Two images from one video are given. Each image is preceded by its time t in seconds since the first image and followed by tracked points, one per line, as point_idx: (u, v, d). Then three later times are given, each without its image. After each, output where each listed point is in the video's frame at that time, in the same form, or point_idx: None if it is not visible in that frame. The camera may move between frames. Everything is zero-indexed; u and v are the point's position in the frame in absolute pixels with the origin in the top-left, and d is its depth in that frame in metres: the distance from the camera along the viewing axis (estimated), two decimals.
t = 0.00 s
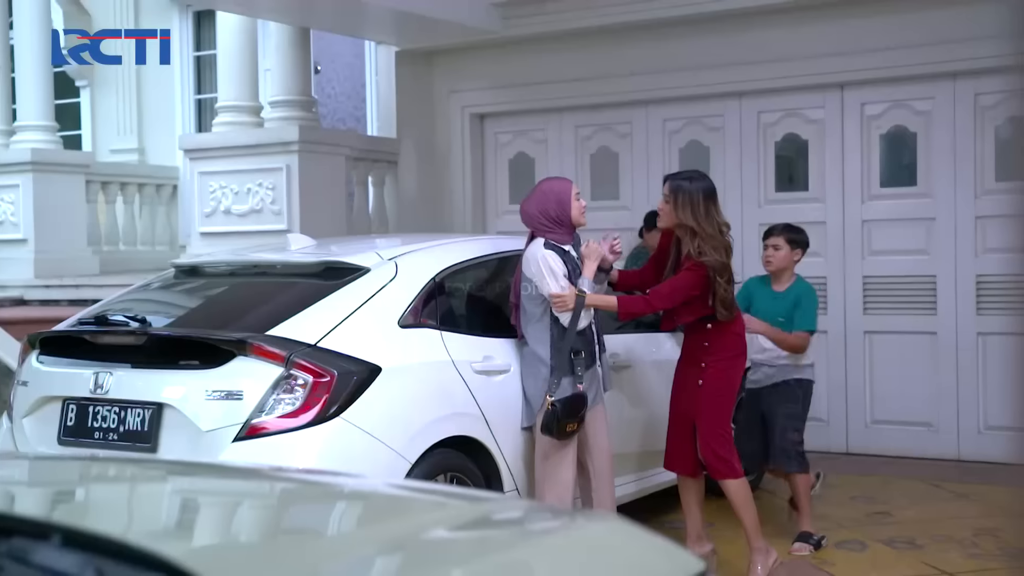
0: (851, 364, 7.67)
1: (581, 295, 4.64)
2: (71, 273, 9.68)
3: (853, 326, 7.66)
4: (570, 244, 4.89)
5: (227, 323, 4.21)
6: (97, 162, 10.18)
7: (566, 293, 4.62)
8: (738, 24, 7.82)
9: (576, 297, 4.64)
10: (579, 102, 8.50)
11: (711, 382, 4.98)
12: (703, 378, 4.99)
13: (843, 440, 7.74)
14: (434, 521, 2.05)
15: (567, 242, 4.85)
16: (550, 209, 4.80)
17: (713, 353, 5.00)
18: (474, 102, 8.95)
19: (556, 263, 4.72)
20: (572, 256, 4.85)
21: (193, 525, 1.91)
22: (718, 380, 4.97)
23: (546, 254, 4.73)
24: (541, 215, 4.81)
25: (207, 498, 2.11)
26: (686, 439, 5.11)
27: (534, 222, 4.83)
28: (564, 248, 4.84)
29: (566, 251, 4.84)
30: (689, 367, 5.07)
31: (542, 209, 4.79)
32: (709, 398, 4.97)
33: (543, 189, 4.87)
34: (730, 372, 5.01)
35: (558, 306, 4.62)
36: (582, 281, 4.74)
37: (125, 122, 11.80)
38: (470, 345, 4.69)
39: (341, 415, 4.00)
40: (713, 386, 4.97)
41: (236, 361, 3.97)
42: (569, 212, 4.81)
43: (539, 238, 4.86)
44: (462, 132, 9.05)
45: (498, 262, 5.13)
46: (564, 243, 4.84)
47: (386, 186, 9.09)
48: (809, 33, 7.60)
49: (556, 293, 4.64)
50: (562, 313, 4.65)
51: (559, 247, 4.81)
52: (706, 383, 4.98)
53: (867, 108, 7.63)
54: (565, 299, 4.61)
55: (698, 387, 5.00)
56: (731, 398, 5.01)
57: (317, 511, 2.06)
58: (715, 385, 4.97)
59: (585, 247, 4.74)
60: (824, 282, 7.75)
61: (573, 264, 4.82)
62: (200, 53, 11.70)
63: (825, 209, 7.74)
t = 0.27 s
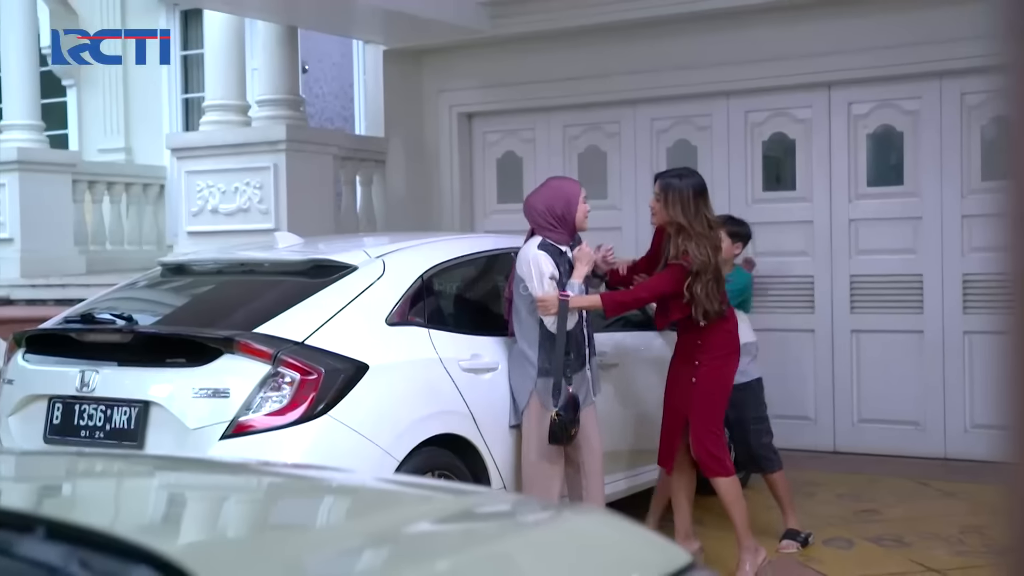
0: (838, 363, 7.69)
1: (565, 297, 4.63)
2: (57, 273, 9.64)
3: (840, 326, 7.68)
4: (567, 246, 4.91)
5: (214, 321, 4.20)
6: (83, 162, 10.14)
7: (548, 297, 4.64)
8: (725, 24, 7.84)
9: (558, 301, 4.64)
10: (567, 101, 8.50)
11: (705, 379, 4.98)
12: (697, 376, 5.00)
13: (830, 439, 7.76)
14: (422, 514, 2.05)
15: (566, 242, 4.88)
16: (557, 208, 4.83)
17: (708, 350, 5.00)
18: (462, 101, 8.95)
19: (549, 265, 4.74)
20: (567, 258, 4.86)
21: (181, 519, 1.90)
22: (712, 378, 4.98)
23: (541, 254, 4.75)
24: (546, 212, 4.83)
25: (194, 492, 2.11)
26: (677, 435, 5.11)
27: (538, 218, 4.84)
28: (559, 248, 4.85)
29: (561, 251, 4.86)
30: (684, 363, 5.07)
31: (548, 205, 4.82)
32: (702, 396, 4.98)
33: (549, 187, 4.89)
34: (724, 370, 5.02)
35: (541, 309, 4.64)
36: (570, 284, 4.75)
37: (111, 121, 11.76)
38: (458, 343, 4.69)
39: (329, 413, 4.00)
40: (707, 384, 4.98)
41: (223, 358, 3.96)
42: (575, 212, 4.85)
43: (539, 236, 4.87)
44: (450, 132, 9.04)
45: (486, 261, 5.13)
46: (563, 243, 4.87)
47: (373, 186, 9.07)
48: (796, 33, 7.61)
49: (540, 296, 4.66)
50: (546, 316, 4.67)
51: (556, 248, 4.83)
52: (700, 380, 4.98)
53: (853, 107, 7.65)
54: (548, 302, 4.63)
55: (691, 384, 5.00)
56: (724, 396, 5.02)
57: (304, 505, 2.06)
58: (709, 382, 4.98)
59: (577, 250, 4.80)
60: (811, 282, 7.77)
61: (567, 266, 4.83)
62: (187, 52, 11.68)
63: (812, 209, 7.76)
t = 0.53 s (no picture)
0: (825, 361, 7.71)
1: (572, 292, 4.69)
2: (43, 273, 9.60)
3: (827, 325, 7.70)
4: (556, 241, 4.91)
5: (200, 319, 4.19)
6: (69, 162, 10.11)
7: (555, 291, 4.67)
8: (711, 24, 7.85)
9: (565, 294, 4.69)
10: (554, 101, 8.51)
11: (700, 379, 4.99)
12: (693, 375, 5.01)
13: (817, 438, 7.78)
14: (409, 509, 2.05)
15: (552, 237, 4.88)
16: (540, 203, 4.83)
17: (704, 351, 5.00)
18: (449, 101, 8.95)
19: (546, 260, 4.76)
20: (559, 254, 4.88)
21: (166, 515, 1.90)
22: (707, 378, 4.99)
23: (535, 250, 4.76)
24: (530, 208, 4.84)
25: (181, 488, 2.11)
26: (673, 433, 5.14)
27: (524, 214, 4.86)
28: (550, 244, 4.86)
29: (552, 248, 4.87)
30: (681, 361, 5.08)
31: (531, 202, 4.82)
32: (696, 395, 4.99)
33: (535, 182, 4.90)
34: (721, 371, 5.02)
35: (546, 304, 4.67)
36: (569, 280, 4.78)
37: (98, 121, 11.72)
38: (445, 342, 4.69)
39: (316, 412, 3.99)
40: (702, 383, 4.99)
41: (209, 357, 3.95)
42: (559, 208, 4.84)
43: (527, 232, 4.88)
44: (437, 132, 9.04)
45: (473, 260, 5.14)
46: (549, 239, 4.87)
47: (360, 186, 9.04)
48: (782, 33, 7.63)
49: (544, 291, 4.68)
50: (551, 310, 4.70)
51: (544, 243, 4.83)
52: (695, 380, 5.00)
53: (839, 107, 7.67)
54: (553, 296, 4.66)
55: (687, 382, 5.02)
56: (720, 396, 5.02)
57: (291, 500, 2.06)
58: (704, 383, 4.99)
59: (570, 245, 4.88)
60: (798, 281, 7.79)
61: (560, 262, 4.86)
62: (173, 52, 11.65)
63: (798, 208, 7.77)
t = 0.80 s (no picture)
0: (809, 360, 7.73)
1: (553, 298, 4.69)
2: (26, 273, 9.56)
3: (812, 324, 7.72)
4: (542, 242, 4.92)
5: (184, 318, 4.18)
6: (53, 162, 10.06)
7: (534, 296, 4.67)
8: (696, 24, 7.87)
9: (546, 299, 4.68)
10: (539, 100, 8.51)
11: (689, 380, 4.99)
12: (682, 376, 5.01)
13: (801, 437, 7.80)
14: (394, 505, 2.05)
15: (539, 238, 4.89)
16: (529, 204, 4.84)
17: (694, 353, 4.98)
18: (434, 101, 8.94)
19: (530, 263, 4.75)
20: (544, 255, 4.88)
21: (150, 511, 1.89)
22: (695, 380, 4.98)
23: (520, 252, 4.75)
24: (519, 208, 4.84)
25: (165, 484, 2.10)
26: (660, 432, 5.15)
27: (513, 215, 4.86)
28: (536, 245, 4.88)
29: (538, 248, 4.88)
30: (671, 360, 5.07)
31: (521, 203, 4.83)
32: (684, 396, 4.99)
33: (523, 183, 4.90)
34: (711, 374, 5.00)
35: (526, 307, 4.68)
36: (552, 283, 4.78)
37: (81, 121, 11.67)
38: (430, 341, 4.68)
39: (300, 411, 3.99)
40: (690, 384, 4.99)
41: (193, 356, 3.94)
42: (548, 209, 4.85)
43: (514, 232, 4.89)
44: (422, 132, 9.03)
45: (459, 259, 5.13)
46: (536, 239, 4.89)
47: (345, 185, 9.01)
48: (766, 33, 7.65)
49: (525, 294, 4.68)
50: (532, 314, 4.71)
51: (531, 244, 4.84)
52: (684, 380, 5.00)
53: (824, 107, 7.69)
54: (534, 300, 4.66)
55: (676, 382, 5.02)
56: (707, 399, 5.01)
57: (276, 496, 2.05)
58: (693, 384, 4.98)
59: (556, 248, 4.87)
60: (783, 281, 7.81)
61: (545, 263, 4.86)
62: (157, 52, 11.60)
63: (783, 208, 7.80)
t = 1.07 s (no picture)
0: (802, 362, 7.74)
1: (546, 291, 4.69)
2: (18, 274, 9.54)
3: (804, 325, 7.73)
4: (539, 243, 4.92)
5: (176, 320, 4.17)
6: (45, 163, 10.04)
7: (530, 289, 4.66)
8: (688, 26, 7.87)
9: (541, 293, 4.68)
10: (532, 102, 8.51)
11: (682, 383, 5.01)
12: (674, 379, 5.03)
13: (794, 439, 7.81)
14: (388, 503, 2.05)
15: (537, 239, 4.89)
16: (529, 205, 4.85)
17: (686, 355, 5.02)
18: (427, 103, 8.94)
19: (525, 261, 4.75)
20: (540, 255, 4.88)
21: (143, 510, 1.89)
22: (690, 383, 5.01)
23: (515, 251, 4.76)
24: (519, 208, 4.85)
25: (157, 484, 2.10)
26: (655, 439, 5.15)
27: (512, 214, 4.86)
28: (532, 246, 4.87)
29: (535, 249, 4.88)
30: (664, 364, 5.10)
31: (520, 204, 4.84)
32: (679, 398, 5.00)
33: (526, 184, 4.91)
34: (703, 374, 5.04)
35: (522, 302, 4.66)
36: (547, 278, 4.77)
37: (73, 123, 11.65)
38: (423, 342, 4.68)
39: (292, 411, 3.99)
40: (684, 387, 5.01)
41: (185, 357, 3.94)
42: (547, 210, 4.86)
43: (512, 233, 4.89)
44: (414, 133, 9.04)
45: (452, 260, 5.13)
46: (535, 241, 4.89)
47: (338, 188, 9.01)
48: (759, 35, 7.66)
49: (520, 289, 4.68)
50: (528, 309, 4.69)
51: (526, 245, 4.84)
52: (677, 384, 5.02)
53: (816, 109, 7.70)
54: (529, 295, 4.66)
55: (669, 388, 5.04)
56: (702, 400, 5.04)
57: (269, 495, 2.05)
58: (687, 386, 5.01)
59: (547, 244, 4.80)
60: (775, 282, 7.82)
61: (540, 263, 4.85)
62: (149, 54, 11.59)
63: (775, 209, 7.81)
